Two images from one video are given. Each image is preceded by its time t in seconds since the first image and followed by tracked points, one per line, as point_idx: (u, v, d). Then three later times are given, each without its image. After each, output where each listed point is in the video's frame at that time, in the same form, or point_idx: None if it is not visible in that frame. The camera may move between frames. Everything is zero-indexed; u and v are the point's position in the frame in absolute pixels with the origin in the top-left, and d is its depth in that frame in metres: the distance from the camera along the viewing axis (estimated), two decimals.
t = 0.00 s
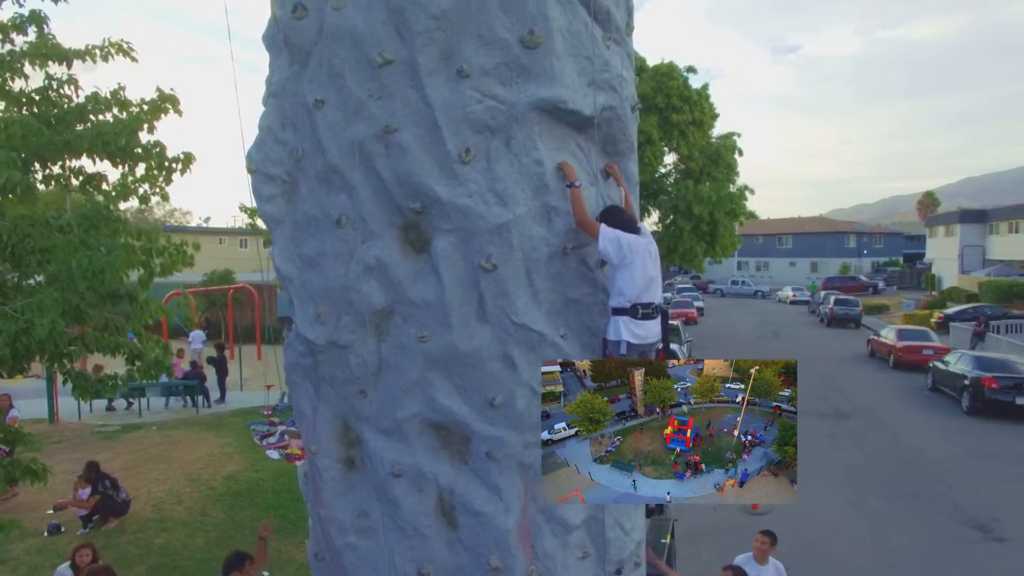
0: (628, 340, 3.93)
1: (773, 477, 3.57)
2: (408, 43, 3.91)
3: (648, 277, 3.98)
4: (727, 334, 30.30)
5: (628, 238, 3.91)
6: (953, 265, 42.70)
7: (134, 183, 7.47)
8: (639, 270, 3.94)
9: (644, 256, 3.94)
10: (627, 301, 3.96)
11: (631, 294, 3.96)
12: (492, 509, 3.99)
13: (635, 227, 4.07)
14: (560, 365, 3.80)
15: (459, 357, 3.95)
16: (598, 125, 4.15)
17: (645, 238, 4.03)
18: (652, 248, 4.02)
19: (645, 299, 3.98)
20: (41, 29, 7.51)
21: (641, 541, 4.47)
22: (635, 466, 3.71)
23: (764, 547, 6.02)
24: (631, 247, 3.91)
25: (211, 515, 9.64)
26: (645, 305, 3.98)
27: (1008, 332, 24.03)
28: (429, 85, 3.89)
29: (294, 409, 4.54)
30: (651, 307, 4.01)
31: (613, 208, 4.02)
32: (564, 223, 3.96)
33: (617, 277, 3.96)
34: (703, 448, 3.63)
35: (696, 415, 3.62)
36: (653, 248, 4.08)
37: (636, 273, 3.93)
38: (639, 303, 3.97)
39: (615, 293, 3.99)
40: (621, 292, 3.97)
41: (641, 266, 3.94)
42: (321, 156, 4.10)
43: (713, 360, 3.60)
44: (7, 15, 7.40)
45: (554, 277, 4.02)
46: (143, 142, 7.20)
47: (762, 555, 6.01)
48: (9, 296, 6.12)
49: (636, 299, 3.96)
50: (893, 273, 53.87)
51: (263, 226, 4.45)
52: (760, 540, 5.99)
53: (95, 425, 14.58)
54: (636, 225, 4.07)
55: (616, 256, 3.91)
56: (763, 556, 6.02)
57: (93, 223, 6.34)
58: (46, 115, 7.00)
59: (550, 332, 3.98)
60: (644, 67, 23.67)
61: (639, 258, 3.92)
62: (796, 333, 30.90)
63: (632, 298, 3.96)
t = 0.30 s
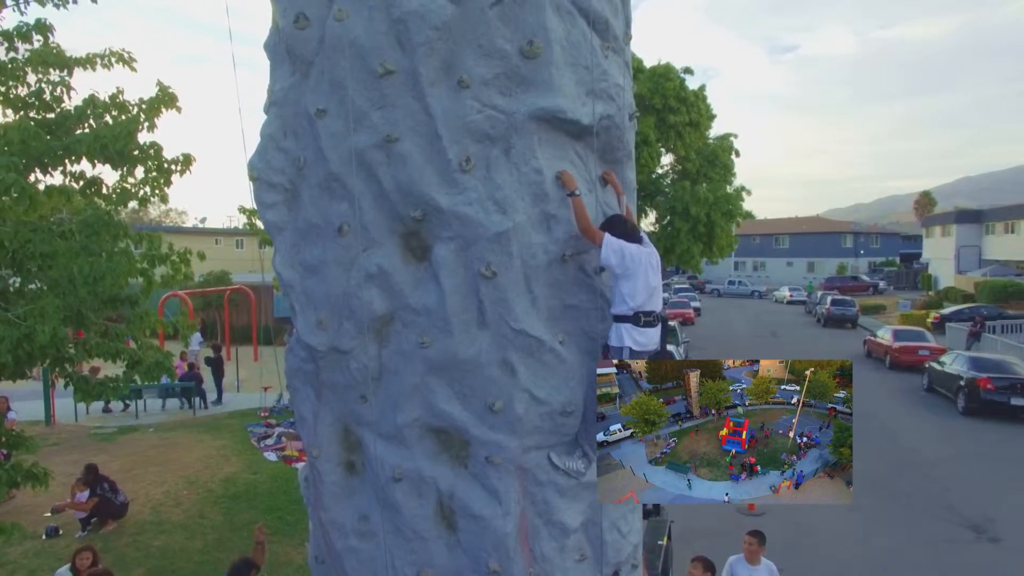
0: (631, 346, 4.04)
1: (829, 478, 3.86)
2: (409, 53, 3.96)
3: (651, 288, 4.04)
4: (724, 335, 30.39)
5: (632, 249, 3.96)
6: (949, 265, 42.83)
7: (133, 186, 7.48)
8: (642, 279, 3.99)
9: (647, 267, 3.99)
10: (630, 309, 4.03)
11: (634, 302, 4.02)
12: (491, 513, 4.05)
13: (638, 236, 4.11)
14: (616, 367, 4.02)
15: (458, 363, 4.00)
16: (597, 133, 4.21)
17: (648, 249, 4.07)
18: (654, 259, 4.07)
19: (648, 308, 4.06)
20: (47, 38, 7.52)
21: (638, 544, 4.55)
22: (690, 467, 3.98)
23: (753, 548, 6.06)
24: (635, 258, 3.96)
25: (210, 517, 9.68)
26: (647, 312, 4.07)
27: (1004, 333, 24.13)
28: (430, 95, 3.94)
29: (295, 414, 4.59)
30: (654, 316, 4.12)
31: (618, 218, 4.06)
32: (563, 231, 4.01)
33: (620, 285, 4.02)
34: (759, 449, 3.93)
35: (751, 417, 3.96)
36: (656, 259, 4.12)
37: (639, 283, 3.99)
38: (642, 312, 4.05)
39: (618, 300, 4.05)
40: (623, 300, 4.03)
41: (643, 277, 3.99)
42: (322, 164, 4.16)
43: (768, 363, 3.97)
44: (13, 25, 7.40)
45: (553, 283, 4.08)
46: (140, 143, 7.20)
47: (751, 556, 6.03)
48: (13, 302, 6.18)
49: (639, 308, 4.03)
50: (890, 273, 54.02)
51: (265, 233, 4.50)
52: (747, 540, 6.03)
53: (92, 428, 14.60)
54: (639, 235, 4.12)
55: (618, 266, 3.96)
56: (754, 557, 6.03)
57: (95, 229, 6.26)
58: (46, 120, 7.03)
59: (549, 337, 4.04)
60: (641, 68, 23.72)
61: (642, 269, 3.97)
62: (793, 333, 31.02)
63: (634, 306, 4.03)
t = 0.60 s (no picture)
0: (623, 354, 3.99)
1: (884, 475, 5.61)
2: (405, 66, 3.99)
3: (646, 299, 4.06)
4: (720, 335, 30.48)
5: (629, 262, 4.01)
6: (944, 265, 42.97)
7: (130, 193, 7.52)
8: (637, 289, 4.03)
9: (641, 279, 4.04)
10: (624, 318, 4.03)
11: (629, 311, 4.03)
12: (487, 520, 4.09)
13: (639, 248, 4.15)
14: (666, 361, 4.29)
15: (454, 372, 4.04)
16: (592, 144, 4.25)
17: (645, 262, 4.12)
18: (650, 271, 4.11)
19: (643, 318, 4.05)
20: (44, 48, 7.58)
21: (633, 550, 4.59)
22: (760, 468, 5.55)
23: (736, 550, 6.11)
24: (631, 271, 4.01)
25: (207, 521, 9.71)
26: (640, 321, 4.06)
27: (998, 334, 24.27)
28: (426, 107, 3.98)
29: (292, 421, 4.63)
30: (647, 325, 4.09)
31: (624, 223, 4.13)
32: (558, 241, 4.05)
33: (615, 294, 4.06)
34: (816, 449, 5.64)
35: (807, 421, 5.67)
36: (653, 271, 4.17)
37: (633, 293, 4.02)
38: (636, 321, 4.04)
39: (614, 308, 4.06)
40: (618, 309, 4.04)
41: (638, 288, 4.03)
42: (319, 175, 4.19)
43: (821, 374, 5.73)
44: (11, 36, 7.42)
45: (548, 293, 4.11)
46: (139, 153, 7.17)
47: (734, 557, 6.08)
48: (11, 309, 6.17)
49: (633, 317, 4.03)
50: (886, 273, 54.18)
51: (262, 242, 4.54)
52: (729, 542, 6.09)
53: (87, 430, 14.60)
54: (640, 246, 4.15)
55: (614, 276, 4.02)
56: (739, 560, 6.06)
57: (93, 237, 6.25)
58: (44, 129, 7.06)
59: (544, 347, 4.08)
60: (637, 70, 23.77)
61: (637, 281, 4.02)
62: (788, 334, 31.12)
63: (629, 315, 4.03)
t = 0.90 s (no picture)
0: (609, 363, 4.03)
1: (929, 471, 8.62)
2: (398, 79, 4.02)
3: (632, 308, 4.08)
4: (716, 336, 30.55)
5: (618, 270, 4.05)
6: (940, 266, 43.08)
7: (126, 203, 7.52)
8: (624, 297, 4.05)
9: (629, 287, 4.07)
10: (610, 325, 4.06)
11: (615, 319, 4.05)
12: (480, 529, 4.12)
13: (634, 258, 4.16)
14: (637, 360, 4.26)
15: (448, 383, 4.07)
16: (584, 156, 4.28)
17: (636, 272, 4.14)
18: (639, 281, 4.13)
19: (630, 326, 4.07)
20: (38, 58, 7.60)
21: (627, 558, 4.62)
22: (797, 464, 8.74)
23: (720, 555, 6.46)
24: (619, 279, 4.04)
25: (202, 525, 9.71)
26: (627, 329, 4.08)
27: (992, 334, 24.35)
28: (419, 120, 4.00)
29: (287, 430, 4.65)
30: (633, 332, 4.10)
31: (624, 231, 4.18)
32: (550, 253, 4.08)
33: (603, 301, 4.09)
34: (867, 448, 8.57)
35: (859, 419, 8.62)
36: (643, 282, 4.19)
37: (620, 301, 4.04)
38: (623, 329, 4.06)
39: (601, 315, 4.08)
40: (604, 317, 4.07)
41: (626, 296, 4.06)
42: (312, 187, 4.22)
43: (873, 375, 8.66)
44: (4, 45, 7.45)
45: (540, 305, 4.13)
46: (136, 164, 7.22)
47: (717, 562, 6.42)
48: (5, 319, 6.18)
49: (619, 324, 4.05)
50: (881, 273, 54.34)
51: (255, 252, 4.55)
52: (712, 549, 6.44)
53: (82, 432, 14.59)
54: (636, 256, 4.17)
55: (603, 284, 4.05)
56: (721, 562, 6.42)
57: (86, 246, 6.27)
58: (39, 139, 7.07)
59: (537, 358, 4.10)
60: (633, 72, 23.81)
61: (624, 289, 4.05)
62: (784, 334, 31.19)
63: (615, 323, 4.05)
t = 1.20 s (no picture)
0: (603, 375, 4.07)
1: (985, 471, 10.66)
2: (389, 90, 4.02)
3: (622, 319, 4.13)
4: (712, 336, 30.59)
5: (609, 281, 4.06)
6: (935, 266, 43.17)
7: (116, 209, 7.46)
8: (616, 309, 4.10)
9: (620, 299, 4.10)
10: (603, 337, 4.09)
11: (607, 330, 4.10)
12: (472, 539, 4.12)
13: (619, 268, 4.22)
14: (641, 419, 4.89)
15: (439, 394, 4.07)
16: (576, 166, 4.29)
17: (624, 282, 4.18)
18: (628, 291, 4.17)
19: (621, 337, 4.13)
20: (30, 66, 7.56)
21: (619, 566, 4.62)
22: (856, 467, 10.71)
23: (713, 561, 6.41)
24: (610, 291, 4.06)
25: (196, 529, 9.70)
26: (618, 340, 4.13)
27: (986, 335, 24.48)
28: (410, 131, 4.00)
29: (279, 439, 4.66)
30: (623, 342, 4.16)
31: (610, 242, 4.21)
32: (542, 264, 4.08)
33: (593, 313, 4.10)
34: (921, 451, 10.58)
35: (915, 421, 10.63)
36: (631, 291, 4.24)
37: (611, 313, 4.08)
38: (615, 340, 4.12)
39: (592, 327, 4.11)
40: (596, 329, 4.09)
41: (617, 307, 4.10)
42: (303, 198, 4.22)
43: (934, 377, 10.72)
44: None
45: (532, 315, 4.14)
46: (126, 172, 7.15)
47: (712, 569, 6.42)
48: None
49: (612, 336, 4.10)
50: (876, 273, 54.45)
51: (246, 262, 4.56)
52: (703, 555, 6.39)
53: (75, 435, 14.54)
54: (622, 266, 4.22)
55: (594, 295, 4.05)
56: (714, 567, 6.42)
57: (77, 254, 6.35)
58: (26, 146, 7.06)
59: (528, 369, 4.10)
60: (628, 74, 23.82)
61: (615, 300, 4.08)
62: (780, 334, 31.24)
63: (608, 334, 4.09)
